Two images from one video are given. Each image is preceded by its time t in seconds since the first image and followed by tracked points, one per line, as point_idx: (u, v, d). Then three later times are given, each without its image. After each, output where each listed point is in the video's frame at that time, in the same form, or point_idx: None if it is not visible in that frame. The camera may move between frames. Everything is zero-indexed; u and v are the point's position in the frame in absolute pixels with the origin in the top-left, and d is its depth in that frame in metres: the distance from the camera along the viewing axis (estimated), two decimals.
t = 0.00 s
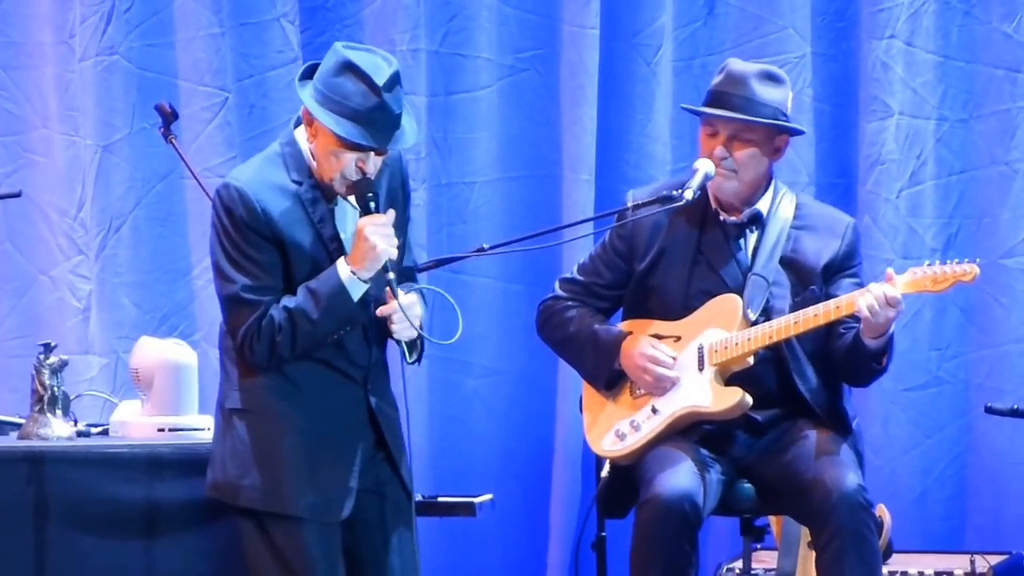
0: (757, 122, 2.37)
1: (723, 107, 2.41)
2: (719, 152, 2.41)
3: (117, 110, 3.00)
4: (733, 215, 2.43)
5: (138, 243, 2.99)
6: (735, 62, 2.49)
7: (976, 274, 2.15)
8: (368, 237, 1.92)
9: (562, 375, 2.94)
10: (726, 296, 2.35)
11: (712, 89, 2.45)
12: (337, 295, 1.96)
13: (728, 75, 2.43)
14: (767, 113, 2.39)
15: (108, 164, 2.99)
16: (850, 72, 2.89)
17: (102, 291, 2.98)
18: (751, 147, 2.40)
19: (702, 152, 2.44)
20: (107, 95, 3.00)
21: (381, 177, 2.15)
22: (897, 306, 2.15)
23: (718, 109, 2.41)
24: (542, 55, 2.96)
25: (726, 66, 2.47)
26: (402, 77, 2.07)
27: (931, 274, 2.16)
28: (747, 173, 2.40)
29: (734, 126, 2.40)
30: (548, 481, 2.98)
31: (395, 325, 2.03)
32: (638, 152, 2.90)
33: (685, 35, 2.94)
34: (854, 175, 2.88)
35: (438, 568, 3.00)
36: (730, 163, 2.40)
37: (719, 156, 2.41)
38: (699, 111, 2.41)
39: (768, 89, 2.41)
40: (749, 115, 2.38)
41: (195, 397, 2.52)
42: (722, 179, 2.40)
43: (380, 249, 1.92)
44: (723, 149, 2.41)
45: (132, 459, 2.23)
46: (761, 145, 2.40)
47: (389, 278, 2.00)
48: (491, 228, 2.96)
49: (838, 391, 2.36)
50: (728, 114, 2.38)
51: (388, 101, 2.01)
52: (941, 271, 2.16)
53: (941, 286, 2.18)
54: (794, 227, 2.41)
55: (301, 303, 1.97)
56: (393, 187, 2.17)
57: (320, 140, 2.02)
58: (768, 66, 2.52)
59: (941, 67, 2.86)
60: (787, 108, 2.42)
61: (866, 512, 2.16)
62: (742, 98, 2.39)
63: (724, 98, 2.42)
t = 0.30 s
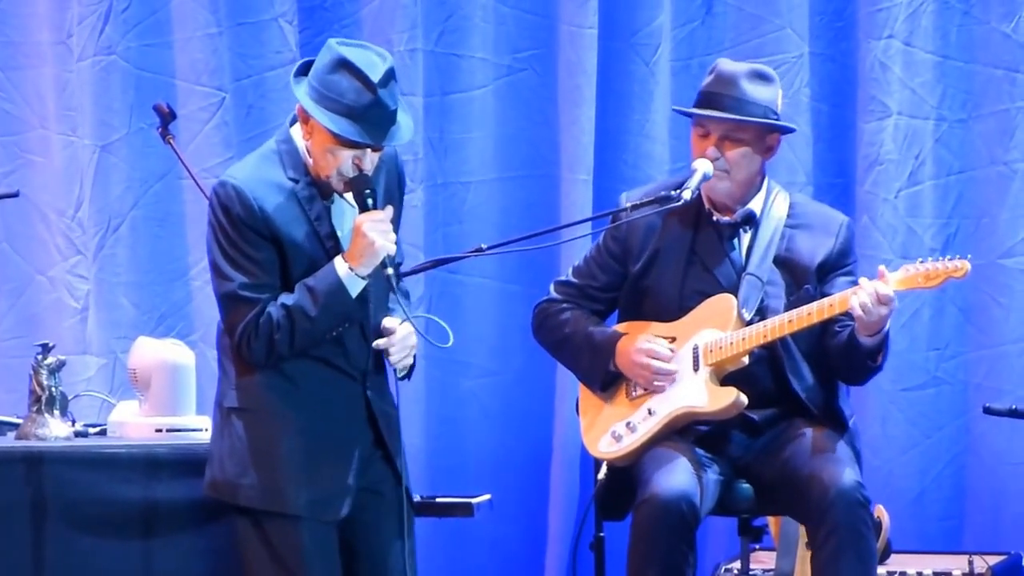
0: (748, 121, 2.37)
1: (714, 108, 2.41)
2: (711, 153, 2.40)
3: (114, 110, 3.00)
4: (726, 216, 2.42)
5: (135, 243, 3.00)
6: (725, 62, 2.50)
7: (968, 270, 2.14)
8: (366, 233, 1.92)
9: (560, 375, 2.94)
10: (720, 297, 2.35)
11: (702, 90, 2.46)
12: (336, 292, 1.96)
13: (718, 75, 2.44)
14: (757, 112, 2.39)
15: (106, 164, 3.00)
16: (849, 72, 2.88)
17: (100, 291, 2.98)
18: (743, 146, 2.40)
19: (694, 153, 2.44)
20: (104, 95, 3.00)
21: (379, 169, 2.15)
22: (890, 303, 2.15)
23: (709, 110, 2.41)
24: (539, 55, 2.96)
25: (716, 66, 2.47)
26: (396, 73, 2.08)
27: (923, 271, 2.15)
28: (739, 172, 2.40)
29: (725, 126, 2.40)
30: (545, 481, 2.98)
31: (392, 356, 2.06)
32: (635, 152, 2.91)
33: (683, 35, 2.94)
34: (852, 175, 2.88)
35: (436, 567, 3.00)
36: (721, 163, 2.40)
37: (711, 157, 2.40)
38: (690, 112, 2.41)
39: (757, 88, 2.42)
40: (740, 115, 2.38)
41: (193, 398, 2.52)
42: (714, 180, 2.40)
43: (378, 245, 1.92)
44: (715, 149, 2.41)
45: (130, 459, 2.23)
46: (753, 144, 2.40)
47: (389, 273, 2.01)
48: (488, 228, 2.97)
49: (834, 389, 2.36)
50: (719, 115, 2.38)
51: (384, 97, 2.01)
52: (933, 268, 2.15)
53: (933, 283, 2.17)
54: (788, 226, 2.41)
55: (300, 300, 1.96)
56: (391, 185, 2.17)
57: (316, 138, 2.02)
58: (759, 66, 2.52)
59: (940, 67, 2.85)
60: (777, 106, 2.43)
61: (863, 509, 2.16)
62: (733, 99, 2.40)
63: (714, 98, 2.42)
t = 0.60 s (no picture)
0: (741, 120, 2.37)
1: (706, 108, 2.41)
2: (705, 153, 2.40)
3: (111, 110, 3.00)
4: (720, 216, 2.42)
5: (132, 243, 2.99)
6: (718, 62, 2.50)
7: (963, 267, 2.15)
8: (365, 230, 1.92)
9: (557, 375, 2.94)
10: (715, 296, 2.34)
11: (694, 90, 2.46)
12: (335, 289, 1.96)
13: (710, 76, 2.44)
14: (750, 111, 2.39)
15: (103, 164, 2.99)
16: (846, 72, 2.88)
17: (97, 291, 2.98)
18: (736, 145, 2.40)
19: (688, 154, 2.44)
20: (102, 95, 2.99)
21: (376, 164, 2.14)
22: (884, 300, 2.15)
23: (702, 110, 2.41)
24: (536, 55, 2.96)
25: (708, 67, 2.47)
26: (391, 68, 2.07)
27: (918, 269, 2.15)
28: (733, 173, 2.40)
29: (717, 126, 2.40)
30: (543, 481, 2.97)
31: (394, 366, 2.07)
32: (633, 152, 2.90)
33: (680, 35, 2.94)
34: (849, 175, 2.88)
35: (433, 568, 2.99)
36: (715, 163, 2.40)
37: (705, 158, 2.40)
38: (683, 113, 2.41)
39: (749, 87, 2.42)
40: (733, 115, 2.38)
41: (190, 397, 2.51)
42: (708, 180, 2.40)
43: (377, 241, 1.92)
44: (708, 150, 2.40)
45: (127, 459, 2.23)
46: (747, 143, 2.40)
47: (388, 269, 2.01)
48: (485, 227, 2.97)
49: (831, 388, 2.35)
50: (712, 115, 2.38)
51: (379, 93, 2.01)
52: (928, 265, 2.15)
53: (928, 281, 2.17)
54: (783, 225, 2.41)
55: (299, 297, 1.96)
56: (389, 184, 2.16)
57: (313, 137, 2.01)
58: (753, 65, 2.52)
59: (939, 67, 2.85)
60: (770, 105, 2.42)
61: (860, 513, 2.16)
62: (726, 99, 2.40)
63: (707, 99, 2.42)
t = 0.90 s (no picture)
0: (739, 119, 2.37)
1: (703, 108, 2.41)
2: (702, 152, 2.40)
3: (108, 110, 2.99)
4: (717, 214, 2.42)
5: (129, 243, 2.99)
6: (713, 61, 2.50)
7: (961, 267, 2.14)
8: (364, 230, 1.92)
9: (554, 374, 2.94)
10: (713, 296, 2.34)
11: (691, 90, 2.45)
12: (333, 289, 1.96)
13: (707, 75, 2.44)
14: (748, 110, 2.39)
15: (100, 164, 2.99)
16: (843, 72, 2.88)
17: (94, 291, 2.99)
18: (734, 144, 2.40)
19: (685, 153, 2.44)
20: (99, 95, 2.99)
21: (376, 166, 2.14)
22: (881, 301, 2.15)
23: (699, 110, 2.41)
24: (533, 55, 2.96)
25: (704, 66, 2.47)
26: (389, 69, 2.07)
27: (914, 269, 2.15)
28: (731, 172, 2.40)
29: (715, 126, 2.40)
30: (540, 480, 2.98)
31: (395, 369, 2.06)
32: (631, 151, 2.91)
33: (677, 35, 2.94)
34: (847, 175, 2.89)
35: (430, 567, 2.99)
36: (714, 162, 2.40)
37: (702, 156, 2.40)
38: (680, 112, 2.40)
39: (746, 86, 2.42)
40: (731, 114, 2.38)
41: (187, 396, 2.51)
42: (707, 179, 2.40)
43: (374, 242, 1.92)
44: (706, 149, 2.40)
45: (124, 459, 2.23)
46: (745, 142, 2.40)
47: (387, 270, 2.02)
48: (482, 227, 2.97)
49: (827, 387, 2.35)
50: (710, 114, 2.38)
51: (377, 95, 2.01)
52: (925, 265, 2.15)
53: (925, 281, 2.16)
54: (780, 225, 2.41)
55: (297, 298, 1.96)
56: (388, 187, 2.16)
57: (311, 139, 2.02)
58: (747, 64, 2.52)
59: (937, 67, 2.85)
60: (766, 103, 2.42)
61: (859, 513, 2.16)
62: (724, 98, 2.40)
63: (704, 98, 2.41)
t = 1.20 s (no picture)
0: (740, 118, 2.37)
1: (703, 108, 2.41)
2: (703, 152, 2.40)
3: (105, 109, 3.00)
4: (716, 213, 2.43)
5: (125, 242, 2.99)
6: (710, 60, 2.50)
7: (956, 267, 2.14)
8: (359, 234, 1.92)
9: (551, 373, 2.94)
10: (711, 294, 2.36)
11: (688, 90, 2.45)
12: (327, 292, 1.96)
13: (705, 74, 2.44)
14: (748, 109, 2.40)
15: (97, 162, 2.99)
16: (839, 71, 2.90)
17: (91, 289, 2.98)
18: (735, 143, 2.40)
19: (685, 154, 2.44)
20: (96, 93, 2.99)
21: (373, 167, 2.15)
22: (878, 301, 2.15)
23: (698, 110, 2.41)
24: (530, 53, 2.97)
25: (701, 65, 2.47)
26: (389, 75, 2.07)
27: (911, 270, 2.15)
28: (732, 171, 2.40)
29: (715, 125, 2.40)
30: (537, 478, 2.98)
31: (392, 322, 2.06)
32: (628, 150, 2.91)
33: (673, 34, 2.95)
34: (843, 173, 2.90)
35: (427, 566, 3.00)
36: (715, 162, 2.40)
37: (703, 157, 2.40)
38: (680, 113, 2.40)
39: (745, 85, 2.42)
40: (731, 113, 2.39)
41: (184, 395, 2.52)
42: (708, 180, 2.40)
43: (370, 245, 1.92)
44: (707, 149, 2.40)
45: (121, 457, 2.24)
46: (745, 141, 2.40)
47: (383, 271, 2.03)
48: (479, 225, 2.97)
49: (824, 386, 2.36)
50: (710, 114, 2.38)
51: (376, 101, 2.01)
52: (921, 265, 2.15)
53: (922, 282, 2.17)
54: (778, 225, 2.41)
55: (292, 300, 1.96)
56: (385, 191, 2.15)
57: (309, 141, 2.02)
58: (742, 62, 2.53)
59: (934, 65, 2.86)
60: (765, 102, 2.43)
61: (853, 512, 2.17)
62: (723, 97, 2.40)
63: (703, 97, 2.41)
